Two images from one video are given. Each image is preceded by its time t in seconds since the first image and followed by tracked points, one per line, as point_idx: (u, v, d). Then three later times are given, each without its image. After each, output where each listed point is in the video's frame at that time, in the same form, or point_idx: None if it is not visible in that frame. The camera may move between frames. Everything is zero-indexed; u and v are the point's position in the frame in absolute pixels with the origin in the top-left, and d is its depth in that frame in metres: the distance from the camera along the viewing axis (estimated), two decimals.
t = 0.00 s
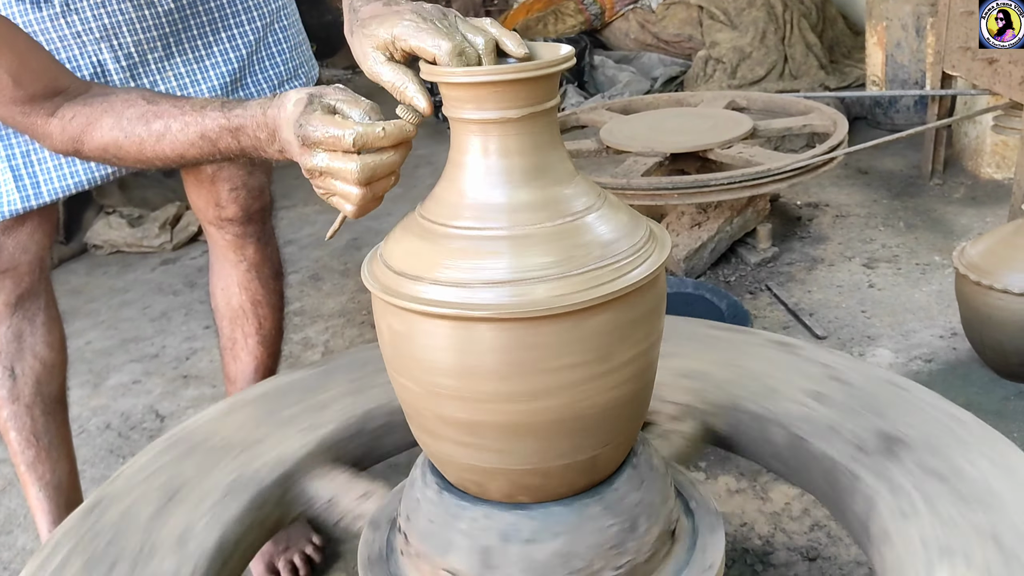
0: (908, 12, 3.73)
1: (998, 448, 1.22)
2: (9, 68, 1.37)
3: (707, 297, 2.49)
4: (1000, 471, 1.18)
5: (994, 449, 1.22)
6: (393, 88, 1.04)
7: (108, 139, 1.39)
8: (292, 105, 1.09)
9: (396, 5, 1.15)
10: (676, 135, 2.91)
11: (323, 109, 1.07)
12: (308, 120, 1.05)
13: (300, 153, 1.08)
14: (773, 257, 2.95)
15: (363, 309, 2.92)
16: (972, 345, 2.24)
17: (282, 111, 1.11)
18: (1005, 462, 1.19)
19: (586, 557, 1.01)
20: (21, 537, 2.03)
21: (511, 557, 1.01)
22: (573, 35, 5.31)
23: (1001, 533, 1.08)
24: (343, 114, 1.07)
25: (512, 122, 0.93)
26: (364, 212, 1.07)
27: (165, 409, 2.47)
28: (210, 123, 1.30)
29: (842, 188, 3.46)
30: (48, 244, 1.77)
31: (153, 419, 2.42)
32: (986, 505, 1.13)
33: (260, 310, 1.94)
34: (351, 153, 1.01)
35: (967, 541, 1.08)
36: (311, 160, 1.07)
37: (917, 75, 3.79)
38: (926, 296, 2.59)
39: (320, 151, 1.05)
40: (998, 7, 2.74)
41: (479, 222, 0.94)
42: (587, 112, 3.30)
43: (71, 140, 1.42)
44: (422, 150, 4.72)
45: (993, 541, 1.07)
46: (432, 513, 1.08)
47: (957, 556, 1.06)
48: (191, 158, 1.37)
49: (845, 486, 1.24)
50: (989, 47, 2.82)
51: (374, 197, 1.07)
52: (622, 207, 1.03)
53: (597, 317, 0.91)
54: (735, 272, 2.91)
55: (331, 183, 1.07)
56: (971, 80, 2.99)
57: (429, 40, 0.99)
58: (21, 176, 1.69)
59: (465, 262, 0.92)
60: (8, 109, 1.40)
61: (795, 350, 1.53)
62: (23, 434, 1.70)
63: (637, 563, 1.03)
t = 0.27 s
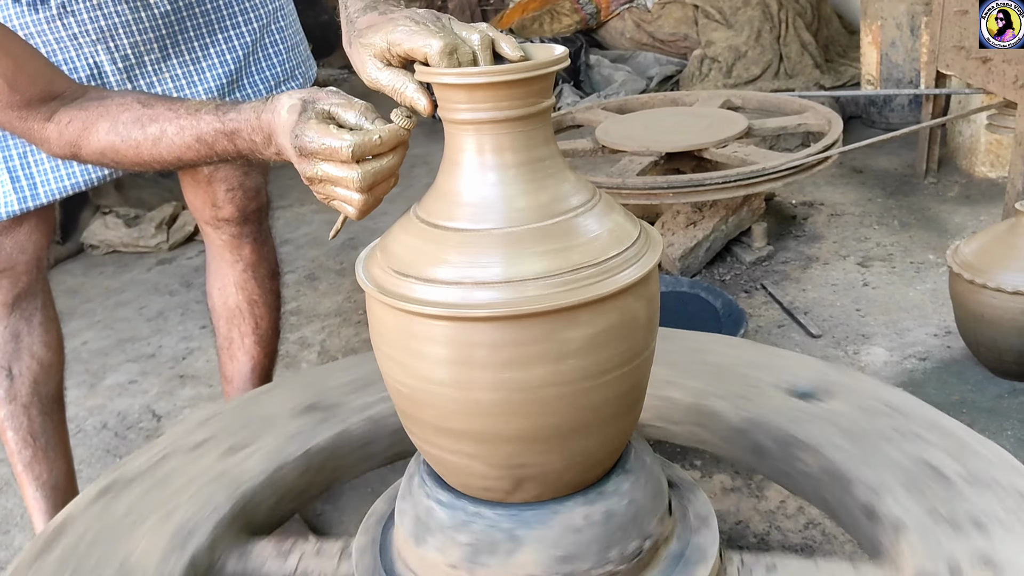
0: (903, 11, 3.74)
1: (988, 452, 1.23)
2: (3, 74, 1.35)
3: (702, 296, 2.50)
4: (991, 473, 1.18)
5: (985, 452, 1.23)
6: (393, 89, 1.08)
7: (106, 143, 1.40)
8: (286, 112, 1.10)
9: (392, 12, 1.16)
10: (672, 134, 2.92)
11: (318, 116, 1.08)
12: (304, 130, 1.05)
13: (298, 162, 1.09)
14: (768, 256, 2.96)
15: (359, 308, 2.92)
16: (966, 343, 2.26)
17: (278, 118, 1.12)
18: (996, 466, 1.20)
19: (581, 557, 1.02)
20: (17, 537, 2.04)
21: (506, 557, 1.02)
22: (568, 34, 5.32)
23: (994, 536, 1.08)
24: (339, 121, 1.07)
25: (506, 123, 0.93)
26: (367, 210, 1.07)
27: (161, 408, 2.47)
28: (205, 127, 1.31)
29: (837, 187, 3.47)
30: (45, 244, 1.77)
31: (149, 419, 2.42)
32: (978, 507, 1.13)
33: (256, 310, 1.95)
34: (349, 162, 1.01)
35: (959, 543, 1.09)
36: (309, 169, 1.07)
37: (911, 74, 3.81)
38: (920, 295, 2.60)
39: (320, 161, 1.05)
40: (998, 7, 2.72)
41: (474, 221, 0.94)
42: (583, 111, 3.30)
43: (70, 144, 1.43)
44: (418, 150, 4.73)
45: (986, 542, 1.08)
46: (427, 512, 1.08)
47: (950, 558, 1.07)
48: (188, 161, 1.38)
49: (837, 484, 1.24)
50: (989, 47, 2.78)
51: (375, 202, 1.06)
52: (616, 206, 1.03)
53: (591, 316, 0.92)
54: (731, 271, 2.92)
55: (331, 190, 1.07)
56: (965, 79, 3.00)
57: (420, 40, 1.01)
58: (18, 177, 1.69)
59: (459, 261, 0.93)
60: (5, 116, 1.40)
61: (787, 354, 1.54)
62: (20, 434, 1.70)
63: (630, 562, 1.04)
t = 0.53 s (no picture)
0: (900, 8, 3.75)
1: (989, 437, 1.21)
2: (3, 71, 1.36)
3: (700, 293, 2.50)
4: (991, 458, 1.17)
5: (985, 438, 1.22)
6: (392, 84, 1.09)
7: (108, 138, 1.40)
8: (284, 99, 1.10)
9: (389, 9, 1.16)
10: (669, 131, 2.92)
11: (314, 100, 1.07)
12: (299, 113, 1.05)
13: (297, 146, 1.09)
14: (766, 252, 2.96)
15: (357, 306, 2.92)
16: (963, 339, 2.26)
17: (276, 107, 1.11)
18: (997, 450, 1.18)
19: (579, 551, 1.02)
20: (16, 535, 2.04)
21: (505, 550, 1.02)
22: (566, 32, 5.31)
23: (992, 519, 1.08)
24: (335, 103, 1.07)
25: (503, 117, 0.93)
26: (369, 204, 1.07)
27: (160, 406, 2.47)
28: (207, 119, 1.30)
29: (835, 184, 3.47)
30: (43, 242, 1.77)
31: (148, 417, 2.43)
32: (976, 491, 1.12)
33: (255, 306, 1.95)
34: (343, 137, 1.01)
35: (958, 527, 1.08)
36: (309, 153, 1.07)
37: (908, 71, 3.81)
38: (918, 291, 2.60)
39: (317, 143, 1.06)
40: (998, 7, 2.69)
41: (471, 215, 0.95)
42: (581, 109, 3.30)
43: (71, 139, 1.42)
44: (416, 148, 4.73)
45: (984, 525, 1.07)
46: (427, 507, 1.08)
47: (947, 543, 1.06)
48: (192, 154, 1.38)
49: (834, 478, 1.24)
50: (989, 47, 2.77)
51: (375, 185, 1.06)
52: (614, 200, 1.03)
53: (588, 309, 0.92)
54: (729, 268, 2.92)
55: (331, 175, 1.07)
56: (963, 76, 3.00)
57: (415, 35, 1.02)
58: (15, 174, 1.69)
59: (457, 254, 0.93)
60: (5, 112, 1.40)
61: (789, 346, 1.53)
62: (19, 431, 1.70)
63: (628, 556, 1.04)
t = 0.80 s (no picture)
0: (900, 7, 3.75)
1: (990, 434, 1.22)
2: (9, 67, 1.37)
3: (701, 290, 2.49)
4: (991, 456, 1.18)
5: (985, 435, 1.22)
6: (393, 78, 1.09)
7: (117, 132, 1.40)
8: (290, 84, 1.10)
9: (388, 6, 1.17)
10: (669, 129, 2.92)
11: (317, 80, 1.07)
12: (303, 94, 1.06)
13: (307, 126, 1.09)
14: (766, 250, 2.96)
15: (359, 305, 2.93)
16: (964, 335, 2.26)
17: (283, 94, 1.12)
18: (998, 448, 1.19)
19: (580, 546, 1.03)
20: (18, 533, 2.04)
21: (508, 546, 1.03)
22: (566, 31, 5.32)
23: (994, 516, 1.08)
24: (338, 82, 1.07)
25: (506, 113, 0.94)
26: (384, 180, 1.07)
27: (161, 404, 2.47)
28: (219, 109, 1.30)
29: (835, 182, 3.47)
30: (44, 240, 1.77)
31: (150, 415, 2.43)
32: (978, 488, 1.13)
33: (257, 304, 1.95)
34: (346, 112, 1.02)
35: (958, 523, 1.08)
36: (319, 133, 1.08)
37: (908, 69, 3.81)
38: (918, 288, 2.60)
39: (324, 122, 1.06)
40: (998, 7, 2.70)
41: (473, 211, 0.95)
42: (581, 107, 3.31)
43: (82, 134, 1.43)
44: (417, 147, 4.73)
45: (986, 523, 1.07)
46: (429, 501, 1.09)
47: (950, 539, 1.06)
48: (204, 144, 1.38)
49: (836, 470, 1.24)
50: (990, 48, 2.77)
51: (386, 157, 1.06)
52: (616, 196, 1.04)
53: (590, 306, 0.92)
54: (729, 266, 2.92)
55: (343, 152, 1.07)
56: (962, 73, 3.01)
57: (413, 29, 1.02)
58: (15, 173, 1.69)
59: (459, 251, 0.94)
60: (10, 107, 1.40)
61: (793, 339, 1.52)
62: (21, 429, 1.70)
63: (630, 550, 1.05)
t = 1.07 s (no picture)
0: (901, 6, 3.75)
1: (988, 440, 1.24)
2: (11, 67, 1.37)
3: (703, 289, 2.51)
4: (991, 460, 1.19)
5: (984, 440, 1.23)
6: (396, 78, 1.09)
7: (121, 132, 1.40)
8: (295, 87, 1.10)
9: (387, 7, 1.17)
10: (671, 129, 2.92)
11: (323, 83, 1.07)
12: (308, 98, 1.06)
13: (313, 130, 1.09)
14: (768, 250, 2.96)
15: (360, 305, 2.93)
16: (965, 335, 2.26)
17: (288, 96, 1.12)
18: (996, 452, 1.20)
19: (584, 546, 1.02)
20: (20, 534, 2.04)
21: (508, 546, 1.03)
22: (566, 31, 5.32)
23: (995, 520, 1.09)
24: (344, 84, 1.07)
25: (509, 112, 0.94)
26: (391, 178, 1.08)
27: (163, 405, 2.47)
28: (223, 109, 1.30)
29: (836, 182, 3.47)
30: (45, 241, 1.77)
31: (151, 416, 2.43)
32: (980, 493, 1.14)
33: (258, 305, 1.95)
34: (354, 115, 1.01)
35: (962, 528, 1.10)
36: (326, 136, 1.08)
37: (909, 69, 3.80)
38: (919, 287, 2.60)
39: (331, 125, 1.06)
40: (998, 7, 2.68)
41: (476, 210, 0.95)
42: (582, 107, 3.31)
43: (84, 134, 1.43)
44: (418, 148, 4.73)
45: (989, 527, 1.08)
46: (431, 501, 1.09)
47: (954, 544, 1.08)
48: (208, 144, 1.38)
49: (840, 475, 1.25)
50: (990, 48, 2.76)
51: (393, 160, 1.06)
52: (619, 197, 1.04)
53: (593, 305, 0.92)
54: (731, 266, 2.92)
55: (350, 155, 1.08)
56: (963, 73, 3.00)
57: (412, 32, 1.02)
58: (15, 174, 1.69)
59: (462, 251, 0.93)
60: (12, 108, 1.40)
61: (792, 347, 1.53)
62: (23, 430, 1.70)
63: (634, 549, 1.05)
